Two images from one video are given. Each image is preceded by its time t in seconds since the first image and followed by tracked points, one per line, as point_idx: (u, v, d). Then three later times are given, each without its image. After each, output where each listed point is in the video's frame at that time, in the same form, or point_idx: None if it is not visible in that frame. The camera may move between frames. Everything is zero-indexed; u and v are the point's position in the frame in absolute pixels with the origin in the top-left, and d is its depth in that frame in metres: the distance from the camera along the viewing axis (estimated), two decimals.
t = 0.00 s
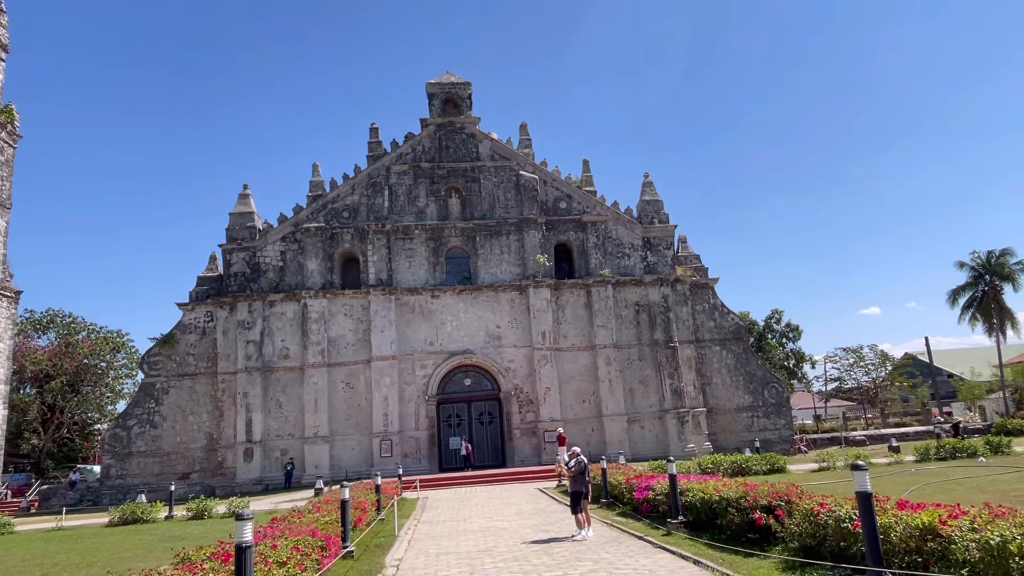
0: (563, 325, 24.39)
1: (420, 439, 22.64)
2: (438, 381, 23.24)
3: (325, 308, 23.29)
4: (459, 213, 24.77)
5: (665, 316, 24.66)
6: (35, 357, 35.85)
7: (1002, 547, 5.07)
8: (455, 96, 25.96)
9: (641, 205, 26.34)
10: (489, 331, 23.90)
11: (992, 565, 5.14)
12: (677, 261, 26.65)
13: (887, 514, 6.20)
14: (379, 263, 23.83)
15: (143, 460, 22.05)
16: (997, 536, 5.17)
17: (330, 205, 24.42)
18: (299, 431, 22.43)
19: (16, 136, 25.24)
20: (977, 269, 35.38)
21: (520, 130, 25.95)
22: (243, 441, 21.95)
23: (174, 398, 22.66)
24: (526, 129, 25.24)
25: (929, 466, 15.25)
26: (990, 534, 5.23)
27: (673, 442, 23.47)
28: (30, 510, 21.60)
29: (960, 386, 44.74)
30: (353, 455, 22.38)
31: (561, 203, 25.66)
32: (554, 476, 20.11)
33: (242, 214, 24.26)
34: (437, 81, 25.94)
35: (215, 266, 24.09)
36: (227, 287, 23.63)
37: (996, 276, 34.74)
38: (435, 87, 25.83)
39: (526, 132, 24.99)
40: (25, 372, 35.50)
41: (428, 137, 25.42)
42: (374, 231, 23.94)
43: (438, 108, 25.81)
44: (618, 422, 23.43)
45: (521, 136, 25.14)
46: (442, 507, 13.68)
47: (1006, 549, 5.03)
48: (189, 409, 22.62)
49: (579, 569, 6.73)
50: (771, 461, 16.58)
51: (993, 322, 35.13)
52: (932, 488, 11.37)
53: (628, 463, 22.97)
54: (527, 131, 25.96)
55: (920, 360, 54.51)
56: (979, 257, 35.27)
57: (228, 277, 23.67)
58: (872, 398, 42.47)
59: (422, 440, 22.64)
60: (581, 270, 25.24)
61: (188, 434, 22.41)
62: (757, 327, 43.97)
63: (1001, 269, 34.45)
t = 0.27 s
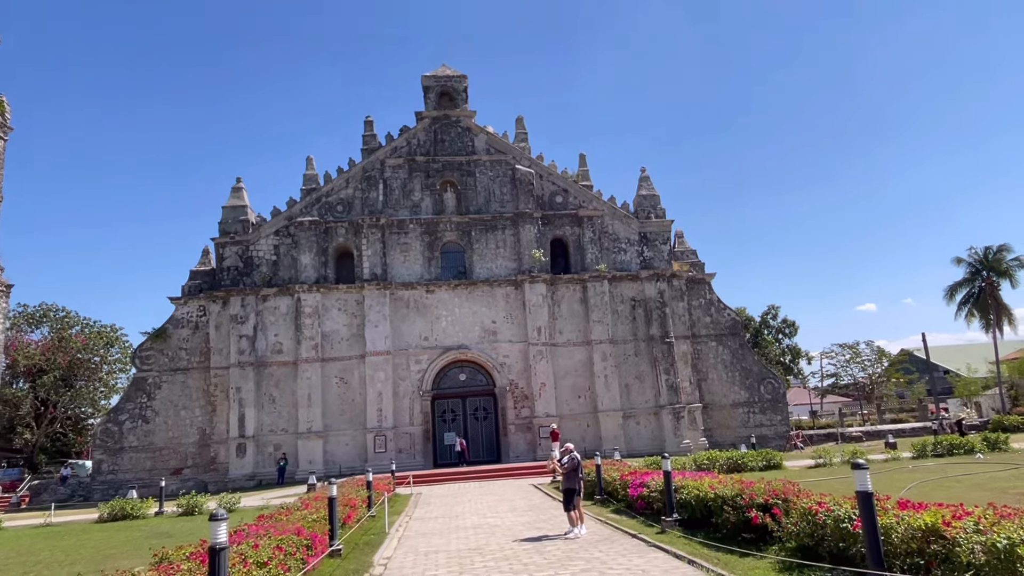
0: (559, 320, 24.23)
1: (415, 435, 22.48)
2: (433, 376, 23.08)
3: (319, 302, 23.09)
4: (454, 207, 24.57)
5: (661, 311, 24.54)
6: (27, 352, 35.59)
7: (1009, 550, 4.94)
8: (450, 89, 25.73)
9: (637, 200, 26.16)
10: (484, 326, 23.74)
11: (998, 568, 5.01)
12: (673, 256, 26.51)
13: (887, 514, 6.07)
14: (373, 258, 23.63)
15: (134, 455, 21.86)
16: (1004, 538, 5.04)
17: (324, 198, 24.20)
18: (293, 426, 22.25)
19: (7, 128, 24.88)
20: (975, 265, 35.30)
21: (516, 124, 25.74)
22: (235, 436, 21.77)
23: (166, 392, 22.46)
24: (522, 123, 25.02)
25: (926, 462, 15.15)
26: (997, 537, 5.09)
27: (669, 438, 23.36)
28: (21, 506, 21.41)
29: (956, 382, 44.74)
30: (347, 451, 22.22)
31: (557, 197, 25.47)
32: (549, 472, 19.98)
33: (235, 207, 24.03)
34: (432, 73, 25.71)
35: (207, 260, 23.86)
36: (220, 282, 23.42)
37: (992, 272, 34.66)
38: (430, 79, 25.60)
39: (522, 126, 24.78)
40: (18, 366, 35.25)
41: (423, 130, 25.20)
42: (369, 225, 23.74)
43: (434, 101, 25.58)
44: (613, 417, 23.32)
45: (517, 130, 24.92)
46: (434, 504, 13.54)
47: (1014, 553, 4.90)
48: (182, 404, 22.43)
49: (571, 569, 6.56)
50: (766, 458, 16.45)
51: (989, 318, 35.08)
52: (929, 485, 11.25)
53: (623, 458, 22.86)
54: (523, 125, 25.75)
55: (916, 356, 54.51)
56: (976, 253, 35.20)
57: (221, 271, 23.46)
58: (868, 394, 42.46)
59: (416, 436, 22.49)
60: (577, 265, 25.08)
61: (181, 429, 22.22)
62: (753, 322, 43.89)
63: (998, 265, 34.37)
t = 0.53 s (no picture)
0: (558, 315, 24.09)
1: (413, 429, 22.35)
2: (431, 371, 22.94)
3: (316, 296, 22.93)
4: (453, 201, 24.40)
5: (660, 306, 24.39)
6: (24, 346, 35.45)
7: None
8: (449, 82, 25.52)
9: (637, 194, 25.99)
10: (483, 321, 23.59)
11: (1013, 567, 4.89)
12: (673, 251, 26.35)
13: (895, 511, 5.94)
14: (371, 252, 23.46)
15: (130, 449, 21.72)
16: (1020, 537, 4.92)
17: (321, 191, 24.01)
18: (290, 421, 22.12)
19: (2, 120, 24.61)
20: (975, 261, 35.15)
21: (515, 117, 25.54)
22: (232, 431, 21.65)
23: (162, 386, 22.31)
24: (522, 116, 24.82)
25: (927, 458, 15.03)
26: (1012, 535, 4.97)
27: (668, 433, 23.24)
28: (16, 500, 21.27)
29: (956, 378, 44.64)
30: (344, 445, 22.09)
31: (556, 191, 25.29)
32: (548, 467, 19.87)
33: (232, 201, 23.84)
34: (431, 66, 25.50)
35: (204, 253, 23.69)
36: (216, 275, 23.25)
37: (993, 267, 34.52)
38: (429, 72, 25.39)
39: (521, 119, 24.58)
40: (15, 360, 35.12)
41: (421, 123, 24.99)
42: (366, 218, 23.56)
43: (432, 94, 25.38)
44: (612, 412, 23.20)
45: (516, 123, 24.72)
46: (431, 499, 13.41)
47: None
48: (178, 398, 22.28)
49: (569, 567, 6.41)
50: (766, 453, 16.33)
51: (990, 314, 34.94)
52: (932, 481, 11.11)
53: (622, 454, 22.74)
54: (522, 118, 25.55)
55: (916, 352, 54.42)
56: (977, 249, 35.04)
57: (217, 264, 23.29)
58: (867, 390, 42.38)
59: (414, 431, 22.35)
60: (576, 259, 24.92)
61: (177, 424, 22.08)
62: (753, 318, 43.78)
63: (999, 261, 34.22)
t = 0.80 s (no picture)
0: (560, 311, 23.94)
1: (414, 426, 22.22)
2: (432, 367, 22.81)
3: (317, 292, 22.80)
4: (454, 195, 24.22)
5: (663, 302, 24.23)
6: (24, 342, 35.39)
7: None
8: (451, 75, 25.34)
9: (640, 189, 25.80)
10: (484, 316, 23.44)
11: None
12: (676, 246, 26.18)
13: (911, 512, 5.80)
14: (372, 247, 23.31)
15: (130, 445, 21.62)
16: None
17: (322, 186, 23.85)
18: (290, 417, 22.00)
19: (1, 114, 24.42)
20: (980, 257, 34.93)
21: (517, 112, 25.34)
22: (232, 427, 21.54)
23: (162, 382, 22.20)
24: (524, 110, 24.62)
25: (933, 455, 14.86)
26: None
27: (670, 430, 23.11)
28: (16, 496, 21.18)
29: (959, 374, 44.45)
30: (345, 441, 21.98)
31: (558, 186, 25.11)
32: (550, 464, 19.74)
33: (232, 195, 23.69)
34: (432, 60, 25.31)
35: (204, 249, 23.54)
36: (216, 270, 23.11)
37: (998, 263, 34.29)
38: (430, 66, 25.20)
39: (523, 113, 24.38)
40: (15, 356, 35.08)
41: (422, 117, 24.80)
42: (367, 213, 23.41)
43: (434, 88, 25.20)
44: (615, 409, 23.07)
45: (518, 117, 24.51)
46: (432, 496, 13.29)
47: None
48: (178, 394, 22.17)
49: (572, 567, 6.26)
50: (770, 450, 16.20)
51: (995, 310, 34.72)
52: (939, 479, 10.96)
53: (624, 450, 22.61)
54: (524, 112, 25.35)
55: (919, 348, 54.22)
56: (981, 245, 34.82)
57: (217, 259, 23.15)
58: (870, 387, 42.21)
59: (415, 427, 22.23)
60: (579, 254, 24.75)
61: (177, 420, 21.98)
62: (755, 314, 43.60)
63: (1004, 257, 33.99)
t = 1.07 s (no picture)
0: (565, 308, 23.78)
1: (418, 424, 22.10)
2: (436, 364, 22.68)
3: (320, 289, 22.69)
4: (458, 192, 24.07)
5: (669, 299, 24.05)
6: (29, 340, 35.44)
7: None
8: (454, 71, 25.17)
9: (645, 185, 25.59)
10: (489, 314, 23.30)
11: None
12: (681, 243, 25.97)
13: (931, 513, 5.63)
14: (375, 244, 23.18)
15: (134, 443, 21.56)
16: None
17: (325, 183, 23.72)
18: (294, 414, 21.91)
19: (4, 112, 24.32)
20: (989, 253, 34.62)
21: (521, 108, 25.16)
22: (236, 425, 21.46)
23: (165, 380, 22.13)
24: (528, 106, 24.43)
25: (944, 453, 14.65)
26: None
27: (676, 427, 22.94)
28: (20, 494, 21.14)
29: (967, 372, 44.11)
30: (348, 440, 21.87)
31: (563, 182, 24.94)
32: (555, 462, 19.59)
33: (235, 192, 23.58)
34: (435, 55, 25.14)
35: (207, 246, 23.46)
36: (219, 268, 23.02)
37: (1007, 260, 33.96)
38: (434, 62, 25.05)
39: (527, 109, 24.19)
40: (21, 354, 35.13)
41: (426, 113, 24.65)
42: (371, 210, 23.27)
43: (437, 84, 25.04)
44: (620, 406, 22.91)
45: (522, 113, 24.32)
46: (435, 494, 13.16)
47: None
48: (182, 392, 22.10)
49: (577, 568, 6.10)
50: (778, 447, 16.02)
51: (1004, 307, 34.40)
52: (951, 477, 10.77)
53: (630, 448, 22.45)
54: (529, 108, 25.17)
55: (926, 345, 53.86)
56: (990, 241, 34.50)
57: (220, 257, 23.06)
58: (877, 384, 41.94)
59: (420, 425, 22.10)
60: (584, 251, 24.57)
61: (181, 418, 21.91)
62: (761, 312, 43.36)
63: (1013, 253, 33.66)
